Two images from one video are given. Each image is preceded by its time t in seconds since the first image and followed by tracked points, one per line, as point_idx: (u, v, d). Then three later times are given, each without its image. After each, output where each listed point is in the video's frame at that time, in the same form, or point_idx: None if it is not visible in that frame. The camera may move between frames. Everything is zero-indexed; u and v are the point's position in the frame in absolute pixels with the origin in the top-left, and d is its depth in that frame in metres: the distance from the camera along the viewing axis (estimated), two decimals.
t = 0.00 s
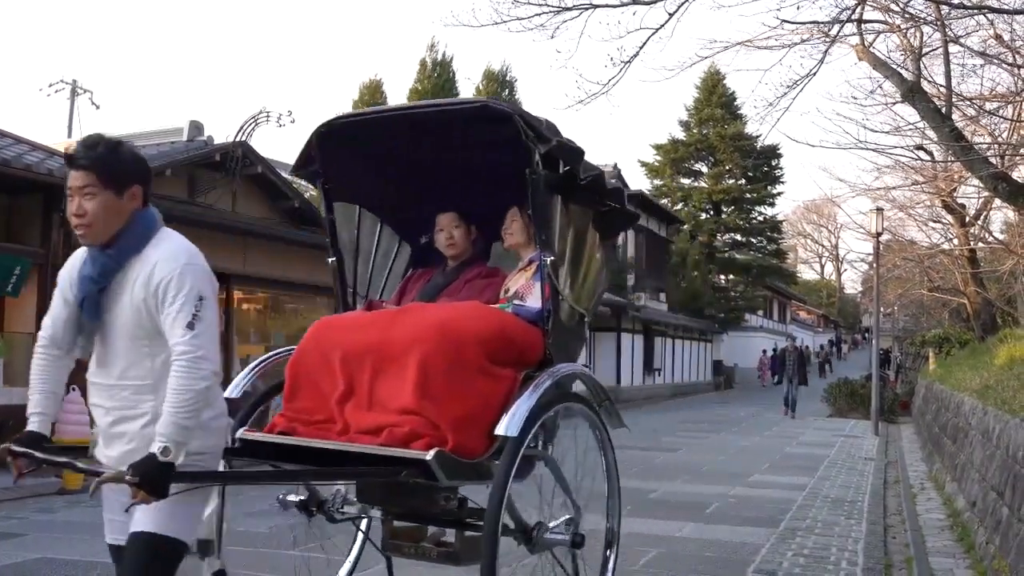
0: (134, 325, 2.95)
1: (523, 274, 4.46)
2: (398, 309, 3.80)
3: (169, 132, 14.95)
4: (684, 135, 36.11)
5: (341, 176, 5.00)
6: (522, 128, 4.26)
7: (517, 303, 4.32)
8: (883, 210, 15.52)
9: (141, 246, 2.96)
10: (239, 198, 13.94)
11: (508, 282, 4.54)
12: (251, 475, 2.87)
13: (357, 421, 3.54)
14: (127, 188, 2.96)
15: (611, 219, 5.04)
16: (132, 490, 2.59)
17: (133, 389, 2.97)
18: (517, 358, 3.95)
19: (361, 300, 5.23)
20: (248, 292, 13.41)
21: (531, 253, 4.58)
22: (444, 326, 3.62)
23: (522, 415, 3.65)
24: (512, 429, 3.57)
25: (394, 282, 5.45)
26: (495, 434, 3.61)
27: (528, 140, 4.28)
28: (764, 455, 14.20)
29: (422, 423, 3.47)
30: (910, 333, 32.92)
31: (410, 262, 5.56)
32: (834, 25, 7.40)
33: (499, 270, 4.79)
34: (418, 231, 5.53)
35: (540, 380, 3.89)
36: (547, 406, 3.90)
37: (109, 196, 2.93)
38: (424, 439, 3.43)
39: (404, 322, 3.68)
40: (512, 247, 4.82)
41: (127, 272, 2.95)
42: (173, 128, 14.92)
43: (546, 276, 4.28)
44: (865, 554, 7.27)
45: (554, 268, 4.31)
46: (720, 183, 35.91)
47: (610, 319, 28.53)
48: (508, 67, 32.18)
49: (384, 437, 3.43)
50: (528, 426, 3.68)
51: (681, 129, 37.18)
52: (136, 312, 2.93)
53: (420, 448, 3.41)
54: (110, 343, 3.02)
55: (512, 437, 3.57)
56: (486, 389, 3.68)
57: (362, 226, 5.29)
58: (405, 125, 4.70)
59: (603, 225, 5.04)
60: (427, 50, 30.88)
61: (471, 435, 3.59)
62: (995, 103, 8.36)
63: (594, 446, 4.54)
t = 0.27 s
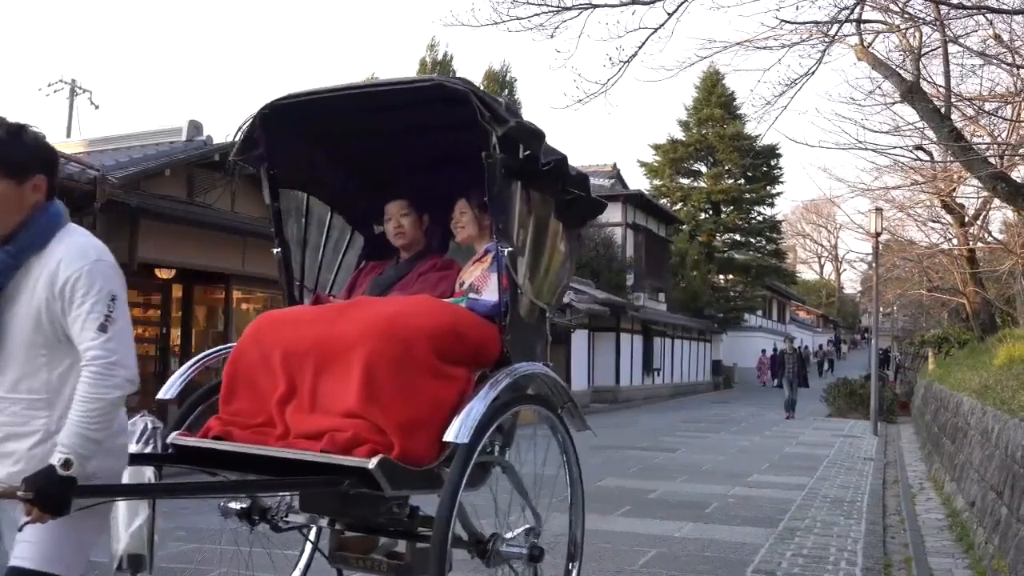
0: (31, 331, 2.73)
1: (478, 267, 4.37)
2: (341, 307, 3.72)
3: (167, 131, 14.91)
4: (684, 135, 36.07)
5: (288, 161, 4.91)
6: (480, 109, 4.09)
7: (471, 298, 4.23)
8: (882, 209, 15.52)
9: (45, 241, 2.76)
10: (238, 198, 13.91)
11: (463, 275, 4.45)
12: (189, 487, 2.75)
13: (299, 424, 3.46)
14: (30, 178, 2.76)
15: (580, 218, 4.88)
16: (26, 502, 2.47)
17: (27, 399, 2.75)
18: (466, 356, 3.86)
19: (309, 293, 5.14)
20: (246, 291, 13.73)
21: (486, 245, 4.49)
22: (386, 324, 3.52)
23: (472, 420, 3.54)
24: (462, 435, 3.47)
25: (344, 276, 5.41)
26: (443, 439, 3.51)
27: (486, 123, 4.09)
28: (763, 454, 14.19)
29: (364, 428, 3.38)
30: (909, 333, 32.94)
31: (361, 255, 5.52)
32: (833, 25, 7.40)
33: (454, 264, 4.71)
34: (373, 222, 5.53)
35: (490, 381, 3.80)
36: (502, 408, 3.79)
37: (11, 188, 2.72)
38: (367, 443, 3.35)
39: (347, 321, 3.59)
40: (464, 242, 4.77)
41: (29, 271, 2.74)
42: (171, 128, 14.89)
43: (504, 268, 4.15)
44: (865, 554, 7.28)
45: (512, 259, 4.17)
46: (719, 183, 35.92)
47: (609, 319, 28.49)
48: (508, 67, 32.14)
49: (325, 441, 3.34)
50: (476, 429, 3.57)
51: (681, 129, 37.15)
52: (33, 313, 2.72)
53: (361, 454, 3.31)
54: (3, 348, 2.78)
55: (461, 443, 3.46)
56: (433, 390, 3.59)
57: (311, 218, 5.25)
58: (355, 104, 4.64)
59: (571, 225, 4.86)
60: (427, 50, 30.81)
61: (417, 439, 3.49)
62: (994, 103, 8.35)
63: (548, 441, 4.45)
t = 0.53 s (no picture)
0: None
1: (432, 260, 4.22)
2: (278, 305, 3.61)
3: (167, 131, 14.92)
4: (683, 135, 36.02)
5: (223, 143, 4.71)
6: (426, 88, 3.97)
7: (423, 292, 4.10)
8: (881, 209, 15.54)
9: None
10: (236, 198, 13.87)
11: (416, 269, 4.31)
12: (112, 501, 2.62)
13: (231, 431, 3.35)
14: None
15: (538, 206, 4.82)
16: None
17: None
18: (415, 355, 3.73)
19: (252, 286, 4.93)
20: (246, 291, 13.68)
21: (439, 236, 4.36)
22: (321, 321, 3.40)
23: (416, 424, 3.41)
24: (403, 441, 3.33)
25: (292, 267, 5.19)
26: (385, 447, 3.37)
27: (434, 102, 3.98)
28: (762, 454, 14.18)
29: (298, 435, 3.24)
30: (908, 333, 32.94)
31: (312, 245, 5.31)
32: (831, 25, 7.40)
33: (405, 256, 4.54)
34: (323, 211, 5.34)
35: (440, 381, 3.66)
36: (453, 409, 3.72)
37: None
38: (300, 450, 3.21)
39: (284, 320, 3.48)
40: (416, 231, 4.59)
41: None
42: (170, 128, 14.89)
43: (457, 260, 4.04)
44: (864, 554, 7.27)
45: (464, 251, 4.08)
46: (719, 183, 35.92)
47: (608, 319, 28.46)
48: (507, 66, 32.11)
49: (255, 448, 3.21)
50: (420, 433, 3.43)
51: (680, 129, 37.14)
52: None
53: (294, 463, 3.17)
54: None
55: (403, 450, 3.32)
56: (373, 390, 3.44)
57: (256, 206, 5.04)
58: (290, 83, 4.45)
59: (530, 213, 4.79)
60: (426, 49, 30.76)
61: (356, 445, 3.35)
62: (993, 103, 8.34)
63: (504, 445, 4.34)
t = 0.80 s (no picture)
0: None
1: (378, 250, 3.98)
2: (207, 301, 3.34)
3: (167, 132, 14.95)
4: (684, 134, 35.97)
5: (158, 126, 4.36)
6: (368, 62, 3.56)
7: (367, 285, 3.81)
8: (882, 209, 15.53)
9: None
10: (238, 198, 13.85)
11: (363, 259, 4.07)
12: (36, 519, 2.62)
13: (155, 438, 3.07)
14: None
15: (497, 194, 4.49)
16: None
17: None
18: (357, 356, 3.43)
19: (190, 280, 4.61)
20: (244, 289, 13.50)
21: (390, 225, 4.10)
22: (254, 315, 3.12)
23: (354, 431, 3.09)
24: (339, 450, 3.00)
25: (236, 259, 4.83)
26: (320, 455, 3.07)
27: (376, 79, 3.58)
28: (762, 454, 14.18)
29: (228, 441, 2.97)
30: (910, 333, 32.95)
31: (259, 236, 4.93)
32: (833, 25, 7.40)
33: (353, 247, 4.23)
34: (269, 200, 4.96)
35: (385, 382, 3.37)
36: (403, 410, 3.47)
37: None
38: (227, 458, 2.94)
39: (214, 316, 3.19)
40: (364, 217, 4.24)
41: None
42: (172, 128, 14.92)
43: (403, 250, 3.75)
44: (864, 554, 7.26)
45: (412, 242, 3.78)
46: (720, 183, 35.92)
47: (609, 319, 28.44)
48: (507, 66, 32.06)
49: (178, 457, 2.93)
50: (360, 439, 3.12)
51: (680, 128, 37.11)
52: None
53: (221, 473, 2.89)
54: None
55: (338, 460, 3.00)
56: (312, 392, 3.16)
57: (192, 191, 4.70)
58: (224, 62, 4.09)
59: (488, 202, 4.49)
60: (427, 49, 30.72)
61: (292, 453, 3.07)
62: (993, 102, 8.34)
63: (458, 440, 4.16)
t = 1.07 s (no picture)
0: None
1: (317, 239, 3.81)
2: (128, 294, 3.19)
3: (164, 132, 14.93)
4: (682, 134, 35.94)
5: (78, 107, 4.30)
6: (301, 32, 3.43)
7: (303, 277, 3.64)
8: (881, 209, 15.52)
9: None
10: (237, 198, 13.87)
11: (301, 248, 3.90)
12: None
13: (66, 445, 2.98)
14: None
15: (448, 180, 4.15)
16: None
17: None
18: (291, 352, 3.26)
19: (116, 271, 4.64)
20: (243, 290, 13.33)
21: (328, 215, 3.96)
22: (175, 314, 2.95)
23: (279, 439, 2.92)
24: (261, 460, 2.85)
25: (168, 247, 4.82)
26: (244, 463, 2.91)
27: (310, 49, 3.45)
28: (761, 454, 14.19)
29: (143, 450, 2.83)
30: (908, 333, 32.99)
31: (193, 224, 4.87)
32: (831, 25, 7.42)
33: (292, 236, 4.13)
34: (204, 186, 4.88)
35: (320, 381, 3.20)
36: (341, 412, 3.25)
37: None
38: (140, 467, 2.81)
39: (133, 313, 3.03)
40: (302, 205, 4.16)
41: None
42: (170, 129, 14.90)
43: (341, 238, 3.54)
44: (862, 553, 7.26)
45: (351, 230, 3.55)
46: (718, 182, 35.89)
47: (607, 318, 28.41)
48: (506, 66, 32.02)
49: (87, 467, 2.82)
50: (288, 447, 2.95)
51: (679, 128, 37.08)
52: None
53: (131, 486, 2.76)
54: None
55: (261, 471, 2.85)
56: (238, 395, 2.99)
57: (121, 177, 4.72)
58: (140, 37, 3.98)
59: (439, 189, 4.14)
60: (424, 49, 30.63)
61: (216, 463, 2.91)
62: (992, 102, 8.34)
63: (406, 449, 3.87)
